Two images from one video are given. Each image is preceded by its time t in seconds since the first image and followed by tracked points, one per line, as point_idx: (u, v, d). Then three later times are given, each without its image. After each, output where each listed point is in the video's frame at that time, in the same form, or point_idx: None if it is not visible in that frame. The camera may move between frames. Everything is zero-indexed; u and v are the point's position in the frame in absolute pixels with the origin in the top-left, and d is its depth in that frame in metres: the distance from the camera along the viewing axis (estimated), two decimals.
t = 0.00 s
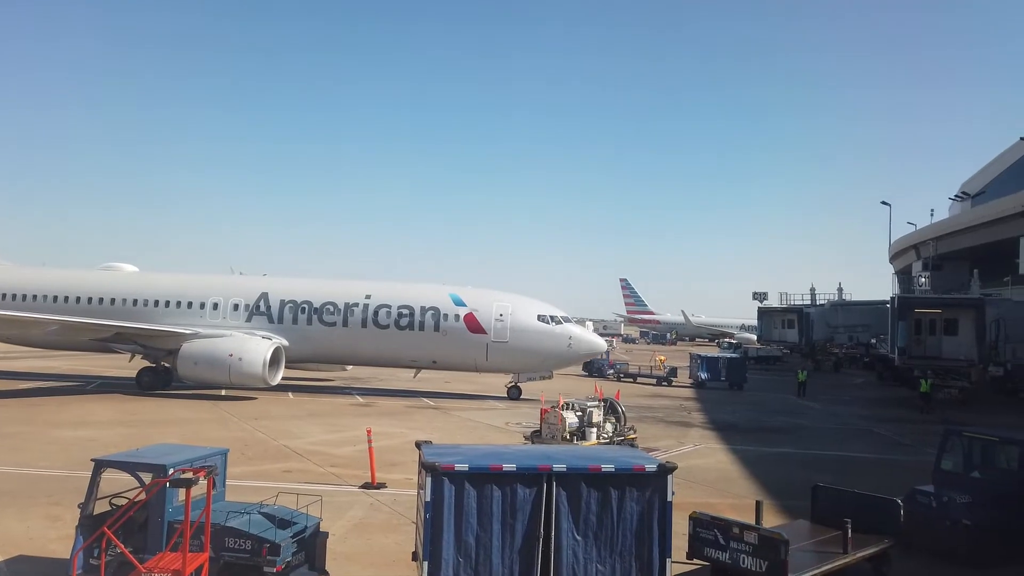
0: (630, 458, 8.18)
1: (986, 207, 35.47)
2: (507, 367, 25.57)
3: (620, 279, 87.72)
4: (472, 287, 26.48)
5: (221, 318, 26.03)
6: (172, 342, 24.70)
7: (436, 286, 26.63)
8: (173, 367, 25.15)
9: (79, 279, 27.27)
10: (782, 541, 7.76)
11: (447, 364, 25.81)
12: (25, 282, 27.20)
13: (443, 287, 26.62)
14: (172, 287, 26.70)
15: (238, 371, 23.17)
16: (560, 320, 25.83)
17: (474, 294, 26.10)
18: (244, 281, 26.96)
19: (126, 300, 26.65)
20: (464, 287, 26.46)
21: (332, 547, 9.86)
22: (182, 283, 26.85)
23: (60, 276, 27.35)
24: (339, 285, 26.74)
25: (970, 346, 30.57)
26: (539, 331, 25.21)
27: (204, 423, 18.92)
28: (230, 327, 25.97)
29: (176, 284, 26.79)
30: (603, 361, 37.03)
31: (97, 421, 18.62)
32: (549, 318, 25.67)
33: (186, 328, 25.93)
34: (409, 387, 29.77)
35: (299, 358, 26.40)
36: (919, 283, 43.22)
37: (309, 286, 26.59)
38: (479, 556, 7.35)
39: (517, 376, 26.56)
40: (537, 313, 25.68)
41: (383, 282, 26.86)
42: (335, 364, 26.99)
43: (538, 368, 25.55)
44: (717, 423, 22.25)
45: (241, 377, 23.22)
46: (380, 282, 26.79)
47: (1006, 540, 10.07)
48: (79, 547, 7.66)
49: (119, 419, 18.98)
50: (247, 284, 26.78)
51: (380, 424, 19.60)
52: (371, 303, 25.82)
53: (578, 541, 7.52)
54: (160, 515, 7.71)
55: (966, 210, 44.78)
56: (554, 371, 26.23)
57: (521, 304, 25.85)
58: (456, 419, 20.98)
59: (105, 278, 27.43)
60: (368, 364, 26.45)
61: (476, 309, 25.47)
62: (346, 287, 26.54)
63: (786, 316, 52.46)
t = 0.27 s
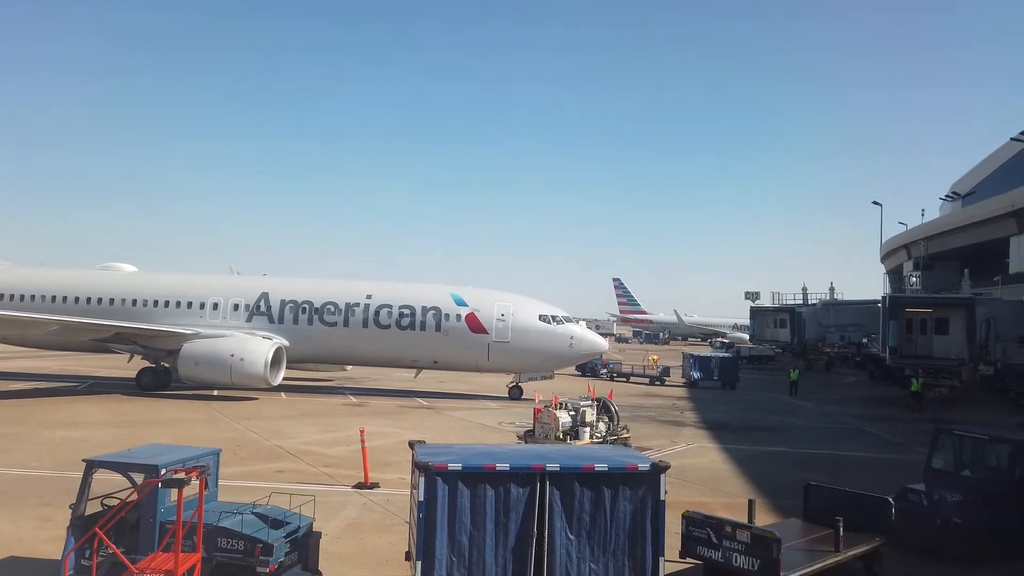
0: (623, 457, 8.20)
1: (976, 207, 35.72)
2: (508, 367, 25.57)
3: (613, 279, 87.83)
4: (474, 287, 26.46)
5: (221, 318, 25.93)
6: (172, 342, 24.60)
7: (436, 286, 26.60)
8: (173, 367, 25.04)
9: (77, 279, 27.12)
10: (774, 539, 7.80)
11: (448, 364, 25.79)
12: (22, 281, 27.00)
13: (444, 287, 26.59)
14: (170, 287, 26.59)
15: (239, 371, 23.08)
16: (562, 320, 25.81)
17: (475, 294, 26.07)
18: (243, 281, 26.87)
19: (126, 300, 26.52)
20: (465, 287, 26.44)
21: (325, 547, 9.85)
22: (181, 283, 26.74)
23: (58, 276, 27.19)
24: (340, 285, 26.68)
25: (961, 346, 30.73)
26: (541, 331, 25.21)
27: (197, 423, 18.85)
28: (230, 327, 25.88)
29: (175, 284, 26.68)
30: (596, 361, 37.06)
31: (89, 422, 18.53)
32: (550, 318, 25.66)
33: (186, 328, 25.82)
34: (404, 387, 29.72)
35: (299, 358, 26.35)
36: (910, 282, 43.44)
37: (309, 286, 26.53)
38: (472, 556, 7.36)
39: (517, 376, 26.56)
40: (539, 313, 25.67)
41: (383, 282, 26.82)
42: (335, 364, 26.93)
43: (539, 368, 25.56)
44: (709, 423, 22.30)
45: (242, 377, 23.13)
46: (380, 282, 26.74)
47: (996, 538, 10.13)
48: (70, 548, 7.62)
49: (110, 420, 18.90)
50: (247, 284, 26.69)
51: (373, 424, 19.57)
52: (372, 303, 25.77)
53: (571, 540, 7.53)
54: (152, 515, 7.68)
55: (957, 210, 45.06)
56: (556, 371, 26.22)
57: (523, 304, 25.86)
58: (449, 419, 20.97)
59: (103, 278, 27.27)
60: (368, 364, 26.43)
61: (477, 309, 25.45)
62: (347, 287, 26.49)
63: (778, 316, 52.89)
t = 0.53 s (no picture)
0: (619, 456, 8.21)
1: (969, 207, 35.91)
2: (512, 367, 25.53)
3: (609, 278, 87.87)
4: (478, 287, 26.43)
5: (224, 318, 25.87)
6: (175, 343, 24.53)
7: (440, 286, 26.58)
8: (175, 368, 24.97)
9: (78, 279, 27.01)
10: (770, 538, 7.82)
11: (452, 364, 25.76)
12: (22, 282, 26.89)
13: (448, 287, 26.57)
14: (172, 287, 26.51)
15: (243, 372, 23.04)
16: (565, 320, 25.73)
17: (479, 294, 26.04)
18: (245, 281, 26.81)
19: (128, 300, 26.43)
20: (469, 287, 26.41)
21: (320, 547, 9.83)
22: (182, 283, 26.67)
23: (59, 276, 27.09)
24: (343, 285, 26.63)
25: (955, 345, 30.83)
26: (544, 331, 25.18)
27: (192, 423, 18.80)
28: (233, 328, 25.81)
29: (176, 284, 26.61)
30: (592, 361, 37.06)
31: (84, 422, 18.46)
32: (554, 318, 25.61)
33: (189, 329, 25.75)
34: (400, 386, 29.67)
35: (302, 358, 26.30)
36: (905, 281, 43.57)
37: (312, 286, 26.48)
38: (468, 556, 7.36)
39: (521, 376, 26.53)
40: (543, 313, 25.63)
41: (387, 282, 26.78)
42: (338, 364, 26.89)
43: (543, 368, 25.53)
44: (704, 422, 22.33)
45: (246, 378, 23.07)
46: (384, 282, 26.71)
47: (990, 536, 10.14)
48: (65, 549, 7.59)
49: (105, 420, 18.84)
50: (249, 284, 26.63)
51: (369, 424, 19.55)
52: (376, 303, 25.74)
53: (566, 539, 7.54)
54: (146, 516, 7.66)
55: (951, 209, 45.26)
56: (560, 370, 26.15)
57: (527, 304, 25.84)
58: (445, 419, 20.96)
59: (104, 278, 27.17)
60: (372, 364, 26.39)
61: (481, 309, 25.41)
62: (350, 287, 26.45)
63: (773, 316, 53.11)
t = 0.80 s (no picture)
0: (615, 456, 8.22)
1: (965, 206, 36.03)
2: (517, 367, 25.48)
3: (606, 278, 87.88)
4: (483, 287, 26.38)
5: (229, 318, 25.83)
6: (181, 343, 24.49)
7: (446, 286, 26.55)
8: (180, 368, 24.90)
9: (82, 279, 26.95)
10: (766, 537, 7.85)
11: (457, 364, 25.69)
12: (26, 282, 26.83)
13: (453, 286, 26.52)
14: (174, 287, 26.47)
15: (248, 372, 23.00)
16: (571, 320, 25.69)
17: (484, 294, 25.99)
18: (249, 281, 26.76)
19: (132, 300, 26.38)
20: (474, 287, 26.37)
21: (317, 548, 9.82)
22: (186, 283, 26.63)
23: (63, 276, 27.03)
24: (348, 285, 26.58)
25: (951, 344, 30.89)
26: (550, 331, 25.13)
27: (188, 423, 18.77)
28: (238, 328, 25.77)
29: (178, 284, 26.56)
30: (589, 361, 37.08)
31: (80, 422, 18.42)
32: (559, 318, 25.56)
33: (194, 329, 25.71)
34: (399, 386, 29.66)
35: (306, 358, 26.27)
36: (901, 280, 43.65)
37: (317, 286, 26.44)
38: (465, 555, 7.36)
39: (526, 376, 26.47)
40: (548, 313, 25.59)
41: (392, 282, 26.74)
42: (343, 364, 26.84)
43: (548, 368, 25.49)
44: (701, 421, 22.35)
45: (252, 378, 23.03)
46: (388, 282, 26.67)
47: (986, 534, 10.14)
48: (61, 549, 7.56)
49: (101, 420, 18.80)
50: (253, 284, 26.59)
51: (365, 424, 19.54)
52: (381, 303, 25.71)
53: (563, 539, 7.54)
54: (142, 516, 7.64)
55: (946, 209, 45.39)
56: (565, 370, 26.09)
57: (532, 304, 25.77)
58: (442, 419, 20.95)
59: (107, 279, 27.10)
60: (376, 365, 26.35)
61: (487, 309, 25.34)
62: (355, 287, 26.41)
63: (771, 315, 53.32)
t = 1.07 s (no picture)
0: (611, 455, 8.23)
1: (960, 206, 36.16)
2: (522, 368, 25.45)
3: (602, 278, 87.93)
4: (487, 287, 26.35)
5: (234, 319, 25.78)
6: (186, 344, 24.42)
7: (451, 286, 26.52)
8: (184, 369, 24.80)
9: (84, 280, 26.87)
10: (763, 535, 7.86)
11: (462, 364, 25.64)
12: (28, 282, 26.74)
13: (458, 286, 26.50)
14: (177, 287, 26.41)
15: (254, 373, 22.95)
16: (576, 320, 25.66)
17: (489, 294, 25.96)
18: (253, 281, 26.71)
19: (136, 300, 26.28)
20: (479, 287, 26.34)
21: (314, 548, 9.81)
22: (188, 283, 26.57)
23: (65, 276, 26.93)
24: (352, 285, 26.53)
25: (946, 343, 30.94)
26: (555, 331, 25.09)
27: (184, 424, 18.74)
28: (243, 328, 25.72)
29: (179, 284, 26.51)
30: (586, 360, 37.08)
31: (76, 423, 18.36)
32: (565, 318, 25.51)
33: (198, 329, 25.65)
34: (397, 386, 29.65)
35: (311, 358, 26.23)
36: (896, 279, 43.75)
37: (322, 286, 26.39)
38: (462, 555, 7.36)
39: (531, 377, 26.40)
40: (553, 313, 25.55)
41: (397, 283, 26.70)
42: (347, 364, 26.80)
43: (553, 369, 25.44)
44: (698, 420, 22.37)
45: (257, 378, 22.99)
46: (393, 283, 26.63)
47: (982, 532, 10.16)
48: (57, 550, 7.52)
49: (97, 421, 18.74)
50: (257, 285, 26.53)
51: (362, 424, 19.52)
52: (386, 304, 25.66)
53: (561, 538, 7.55)
54: (139, 517, 7.62)
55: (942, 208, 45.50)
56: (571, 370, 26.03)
57: (537, 304, 25.74)
58: (439, 418, 20.94)
59: (110, 279, 27.01)
60: (380, 365, 26.29)
61: (492, 309, 25.31)
62: (359, 287, 26.36)
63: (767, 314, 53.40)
